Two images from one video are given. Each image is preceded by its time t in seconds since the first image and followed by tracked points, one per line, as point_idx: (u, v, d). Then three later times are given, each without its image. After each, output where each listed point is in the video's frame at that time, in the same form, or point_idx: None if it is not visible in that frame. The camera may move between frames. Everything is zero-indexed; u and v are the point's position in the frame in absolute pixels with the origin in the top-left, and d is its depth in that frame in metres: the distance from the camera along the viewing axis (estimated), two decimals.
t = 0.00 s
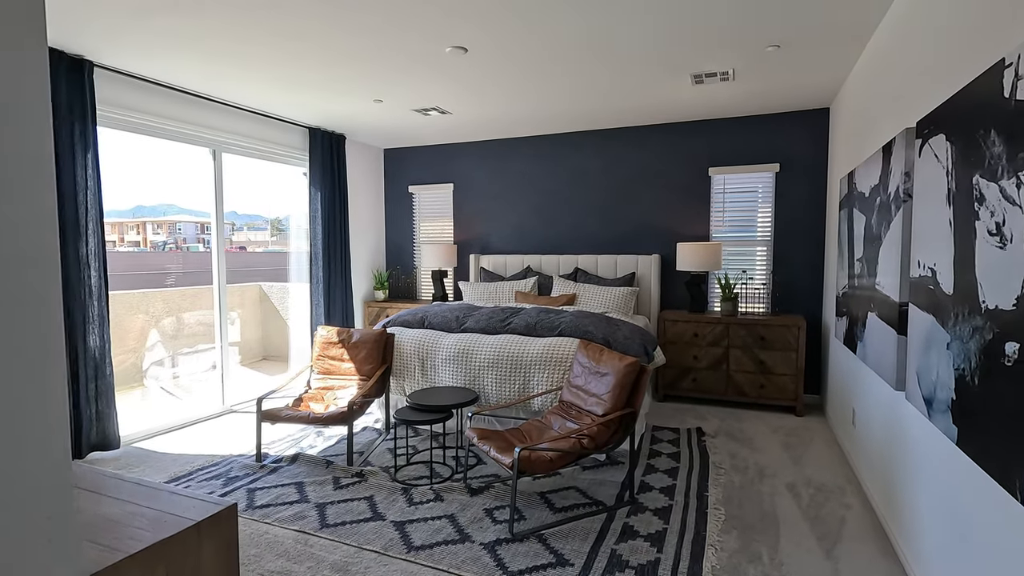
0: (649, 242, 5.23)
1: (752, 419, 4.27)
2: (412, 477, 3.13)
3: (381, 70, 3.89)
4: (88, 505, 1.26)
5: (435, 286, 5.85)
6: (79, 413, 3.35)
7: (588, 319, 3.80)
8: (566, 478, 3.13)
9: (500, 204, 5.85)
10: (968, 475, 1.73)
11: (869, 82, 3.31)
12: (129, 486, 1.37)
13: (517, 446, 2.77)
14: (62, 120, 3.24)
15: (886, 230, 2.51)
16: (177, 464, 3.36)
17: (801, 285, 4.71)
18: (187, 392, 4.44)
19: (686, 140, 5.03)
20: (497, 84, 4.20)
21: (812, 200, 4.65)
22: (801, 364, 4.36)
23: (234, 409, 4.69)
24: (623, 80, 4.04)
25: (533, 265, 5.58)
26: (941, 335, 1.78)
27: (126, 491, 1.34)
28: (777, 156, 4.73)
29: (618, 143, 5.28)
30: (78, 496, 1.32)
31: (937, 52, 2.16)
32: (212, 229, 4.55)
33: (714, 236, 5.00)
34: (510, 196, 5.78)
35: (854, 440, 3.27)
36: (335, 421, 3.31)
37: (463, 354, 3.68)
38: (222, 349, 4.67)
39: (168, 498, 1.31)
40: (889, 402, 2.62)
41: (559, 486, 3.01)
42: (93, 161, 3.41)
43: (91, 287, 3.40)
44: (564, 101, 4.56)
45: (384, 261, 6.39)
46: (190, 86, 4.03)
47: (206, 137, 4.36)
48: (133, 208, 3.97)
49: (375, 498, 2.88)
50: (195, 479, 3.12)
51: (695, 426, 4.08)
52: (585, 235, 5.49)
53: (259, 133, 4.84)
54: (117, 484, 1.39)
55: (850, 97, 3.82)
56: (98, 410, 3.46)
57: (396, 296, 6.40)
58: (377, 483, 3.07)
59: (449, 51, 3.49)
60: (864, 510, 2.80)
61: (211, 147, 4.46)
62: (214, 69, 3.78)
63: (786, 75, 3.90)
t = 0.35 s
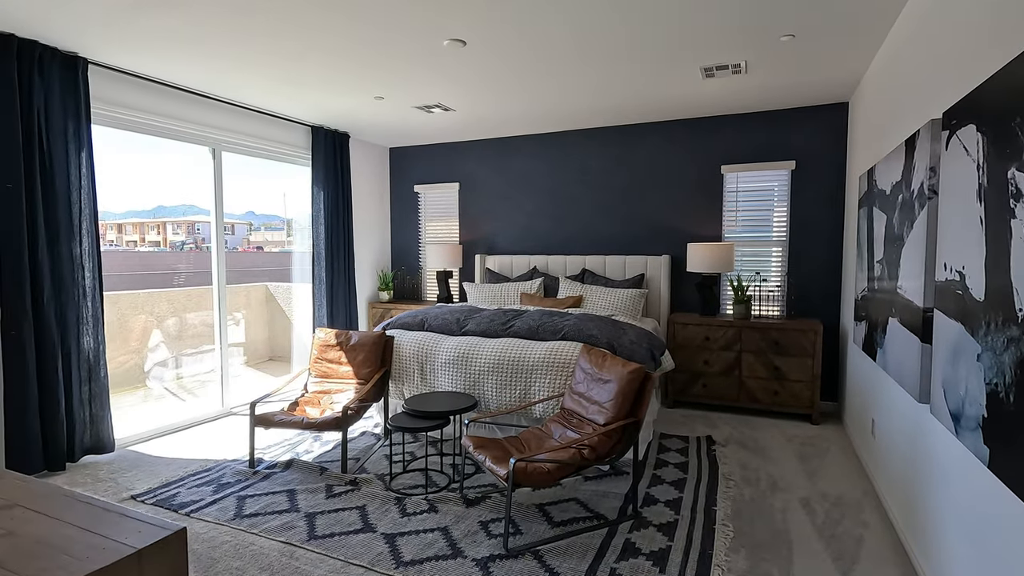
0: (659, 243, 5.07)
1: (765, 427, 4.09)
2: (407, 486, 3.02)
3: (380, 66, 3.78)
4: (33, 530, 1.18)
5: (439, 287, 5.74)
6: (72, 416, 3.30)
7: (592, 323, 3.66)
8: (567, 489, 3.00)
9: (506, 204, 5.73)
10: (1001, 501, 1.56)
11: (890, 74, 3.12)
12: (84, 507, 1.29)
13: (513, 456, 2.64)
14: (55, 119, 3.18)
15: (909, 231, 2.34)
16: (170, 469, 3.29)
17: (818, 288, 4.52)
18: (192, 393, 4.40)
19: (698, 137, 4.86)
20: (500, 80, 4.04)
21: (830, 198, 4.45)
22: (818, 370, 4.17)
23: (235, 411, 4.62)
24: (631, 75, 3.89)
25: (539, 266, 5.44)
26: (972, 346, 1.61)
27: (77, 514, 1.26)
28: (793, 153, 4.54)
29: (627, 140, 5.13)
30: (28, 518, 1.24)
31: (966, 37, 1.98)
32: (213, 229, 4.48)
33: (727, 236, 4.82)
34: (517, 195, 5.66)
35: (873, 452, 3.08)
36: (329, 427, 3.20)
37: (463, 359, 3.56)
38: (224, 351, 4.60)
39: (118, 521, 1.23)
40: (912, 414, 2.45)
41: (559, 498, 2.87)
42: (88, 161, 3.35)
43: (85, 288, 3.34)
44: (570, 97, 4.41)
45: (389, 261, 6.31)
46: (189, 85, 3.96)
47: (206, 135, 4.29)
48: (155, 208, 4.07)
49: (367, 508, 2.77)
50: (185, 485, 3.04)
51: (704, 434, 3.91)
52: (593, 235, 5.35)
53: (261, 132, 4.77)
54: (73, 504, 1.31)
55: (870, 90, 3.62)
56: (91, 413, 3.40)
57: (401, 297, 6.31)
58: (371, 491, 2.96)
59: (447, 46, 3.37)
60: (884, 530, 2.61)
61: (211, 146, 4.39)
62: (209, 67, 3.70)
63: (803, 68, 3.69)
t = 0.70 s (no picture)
0: (679, 240, 4.91)
1: (790, 432, 3.91)
2: (415, 488, 2.95)
3: (391, 60, 3.70)
4: (7, 536, 1.12)
5: (454, 285, 5.67)
6: (83, 411, 3.28)
7: (608, 322, 3.53)
8: (581, 494, 2.89)
9: (522, 201, 5.63)
10: None
11: (927, 59, 2.94)
12: (64, 513, 1.23)
13: (524, 460, 2.54)
14: (67, 115, 3.17)
15: (949, 225, 2.18)
16: (179, 467, 3.26)
17: (846, 287, 4.32)
18: (208, 390, 4.40)
19: (720, 131, 4.69)
20: (514, 72, 3.93)
21: (860, 193, 4.25)
22: (846, 373, 3.98)
23: (249, 408, 4.60)
24: (649, 66, 3.74)
25: (555, 264, 5.32)
26: None
27: (55, 520, 1.20)
28: (821, 146, 4.35)
29: (646, 135, 4.98)
30: (5, 523, 1.18)
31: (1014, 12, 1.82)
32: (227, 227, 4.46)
33: (750, 233, 4.64)
34: (533, 192, 5.56)
35: (908, 460, 2.91)
36: (337, 426, 3.14)
37: (474, 358, 3.47)
38: (238, 349, 4.59)
39: (95, 528, 1.16)
40: (952, 422, 2.28)
41: (571, 504, 2.77)
42: (100, 157, 3.34)
43: (98, 284, 3.34)
44: (588, 90, 4.27)
45: (404, 259, 6.27)
46: (201, 81, 3.94)
47: (219, 131, 4.28)
48: (182, 207, 4.15)
49: (374, 511, 2.70)
50: (193, 484, 3.01)
51: (726, 439, 3.76)
52: (610, 232, 5.22)
53: (274, 128, 4.74)
54: (53, 509, 1.25)
55: (905, 77, 3.43)
56: (103, 409, 3.39)
57: (416, 295, 6.26)
58: (378, 493, 2.89)
59: (458, 37, 3.27)
60: (920, 545, 2.44)
61: (223, 143, 4.37)
62: (221, 63, 3.66)
63: (833, 56, 3.51)
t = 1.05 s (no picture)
0: (703, 236, 4.77)
1: (819, 435, 3.75)
2: (430, 489, 2.87)
3: (406, 52, 3.63)
4: None
5: (472, 283, 5.59)
6: (101, 407, 3.28)
7: (630, 319, 3.42)
8: (601, 498, 2.78)
9: (541, 197, 5.54)
10: None
11: (971, 41, 2.77)
12: (58, 514, 1.18)
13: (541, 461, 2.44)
14: (85, 110, 3.17)
15: (1001, 215, 2.02)
16: (194, 464, 3.24)
17: (880, 285, 4.13)
18: (226, 386, 4.39)
19: (746, 123, 4.54)
20: (533, 63, 3.82)
21: (894, 186, 4.06)
22: (880, 374, 3.80)
23: (266, 405, 4.59)
24: (673, 55, 3.61)
25: (574, 261, 5.21)
26: None
27: (48, 520, 1.15)
28: (853, 137, 4.17)
29: (669, 128, 4.85)
30: None
31: None
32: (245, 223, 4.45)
33: (777, 229, 4.49)
34: (552, 188, 5.46)
35: (950, 466, 2.74)
36: (351, 424, 3.08)
37: (491, 356, 3.39)
38: (256, 346, 4.58)
39: (88, 529, 1.12)
40: (1002, 427, 2.12)
41: (591, 507, 2.67)
42: (118, 152, 3.34)
43: (115, 279, 3.33)
44: (608, 81, 4.15)
45: (422, 256, 6.22)
46: (218, 76, 3.92)
47: (236, 127, 4.26)
48: (207, 208, 4.19)
49: (388, 511, 2.63)
50: (207, 481, 2.98)
51: (752, 442, 3.61)
52: (631, 228, 5.09)
53: (291, 124, 4.72)
54: (47, 508, 1.21)
55: (944, 62, 3.25)
56: (121, 404, 3.39)
57: (433, 293, 6.21)
58: (393, 493, 2.82)
59: (474, 26, 3.18)
60: (966, 558, 2.28)
61: (240, 138, 4.35)
62: (237, 58, 3.63)
63: (868, 41, 3.34)
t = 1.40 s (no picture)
0: (722, 232, 4.64)
1: (846, 438, 3.61)
2: (442, 489, 2.80)
3: (419, 44, 3.56)
4: None
5: (486, 280, 5.52)
6: (113, 403, 3.26)
7: (648, 316, 3.31)
8: (619, 500, 2.69)
9: (556, 192, 5.44)
10: None
11: (1010, 22, 2.62)
12: (52, 514, 1.24)
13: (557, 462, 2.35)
14: (97, 104, 3.16)
15: None
16: (205, 461, 3.21)
17: (909, 281, 3.97)
18: (240, 384, 4.37)
19: (768, 114, 4.40)
20: (549, 54, 3.72)
21: (925, 179, 3.90)
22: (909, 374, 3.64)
23: (279, 402, 4.56)
24: (693, 43, 3.49)
25: (590, 257, 5.11)
26: None
27: (38, 521, 1.20)
28: (880, 129, 4.02)
29: (687, 121, 4.73)
30: None
31: None
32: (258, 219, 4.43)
33: (800, 225, 4.35)
34: (567, 183, 5.37)
35: (989, 471, 2.60)
36: (362, 422, 3.01)
37: (505, 353, 3.31)
38: (269, 343, 4.56)
39: (76, 530, 1.16)
40: None
41: (608, 510, 2.57)
42: (130, 146, 3.32)
43: (127, 275, 3.32)
44: (626, 72, 4.05)
45: (435, 253, 6.16)
46: (230, 70, 3.89)
47: (248, 122, 4.23)
48: (225, 209, 4.20)
49: (398, 512, 2.56)
50: (217, 478, 2.94)
51: (776, 443, 3.48)
52: (648, 224, 4.98)
53: (304, 119, 4.69)
54: (41, 510, 1.25)
55: (981, 45, 3.10)
56: (132, 400, 3.37)
57: (446, 290, 6.15)
58: (404, 493, 2.75)
59: (488, 14, 3.10)
60: (1009, 568, 2.14)
61: (252, 133, 4.33)
62: (248, 51, 3.59)
63: (899, 26, 3.19)
